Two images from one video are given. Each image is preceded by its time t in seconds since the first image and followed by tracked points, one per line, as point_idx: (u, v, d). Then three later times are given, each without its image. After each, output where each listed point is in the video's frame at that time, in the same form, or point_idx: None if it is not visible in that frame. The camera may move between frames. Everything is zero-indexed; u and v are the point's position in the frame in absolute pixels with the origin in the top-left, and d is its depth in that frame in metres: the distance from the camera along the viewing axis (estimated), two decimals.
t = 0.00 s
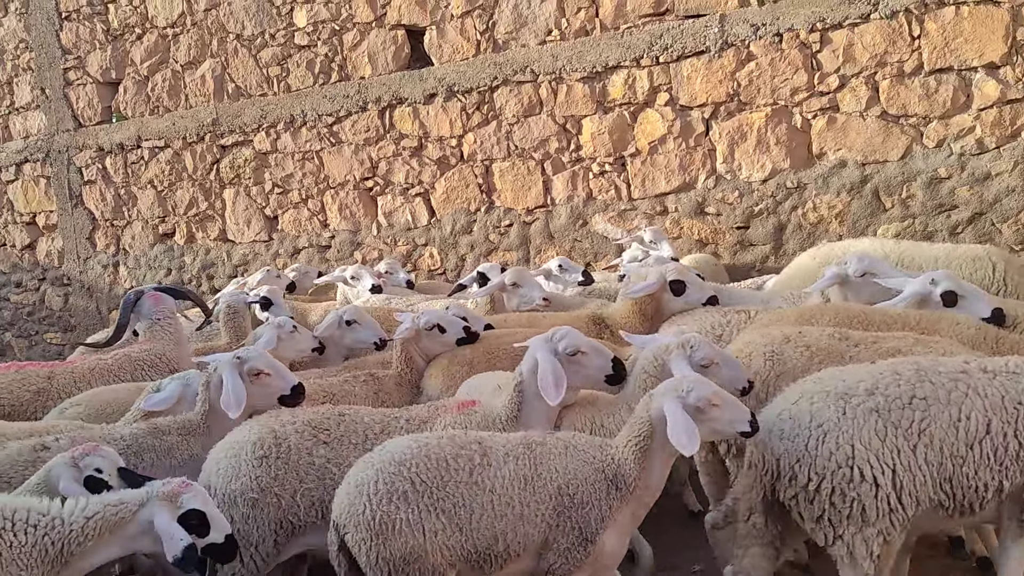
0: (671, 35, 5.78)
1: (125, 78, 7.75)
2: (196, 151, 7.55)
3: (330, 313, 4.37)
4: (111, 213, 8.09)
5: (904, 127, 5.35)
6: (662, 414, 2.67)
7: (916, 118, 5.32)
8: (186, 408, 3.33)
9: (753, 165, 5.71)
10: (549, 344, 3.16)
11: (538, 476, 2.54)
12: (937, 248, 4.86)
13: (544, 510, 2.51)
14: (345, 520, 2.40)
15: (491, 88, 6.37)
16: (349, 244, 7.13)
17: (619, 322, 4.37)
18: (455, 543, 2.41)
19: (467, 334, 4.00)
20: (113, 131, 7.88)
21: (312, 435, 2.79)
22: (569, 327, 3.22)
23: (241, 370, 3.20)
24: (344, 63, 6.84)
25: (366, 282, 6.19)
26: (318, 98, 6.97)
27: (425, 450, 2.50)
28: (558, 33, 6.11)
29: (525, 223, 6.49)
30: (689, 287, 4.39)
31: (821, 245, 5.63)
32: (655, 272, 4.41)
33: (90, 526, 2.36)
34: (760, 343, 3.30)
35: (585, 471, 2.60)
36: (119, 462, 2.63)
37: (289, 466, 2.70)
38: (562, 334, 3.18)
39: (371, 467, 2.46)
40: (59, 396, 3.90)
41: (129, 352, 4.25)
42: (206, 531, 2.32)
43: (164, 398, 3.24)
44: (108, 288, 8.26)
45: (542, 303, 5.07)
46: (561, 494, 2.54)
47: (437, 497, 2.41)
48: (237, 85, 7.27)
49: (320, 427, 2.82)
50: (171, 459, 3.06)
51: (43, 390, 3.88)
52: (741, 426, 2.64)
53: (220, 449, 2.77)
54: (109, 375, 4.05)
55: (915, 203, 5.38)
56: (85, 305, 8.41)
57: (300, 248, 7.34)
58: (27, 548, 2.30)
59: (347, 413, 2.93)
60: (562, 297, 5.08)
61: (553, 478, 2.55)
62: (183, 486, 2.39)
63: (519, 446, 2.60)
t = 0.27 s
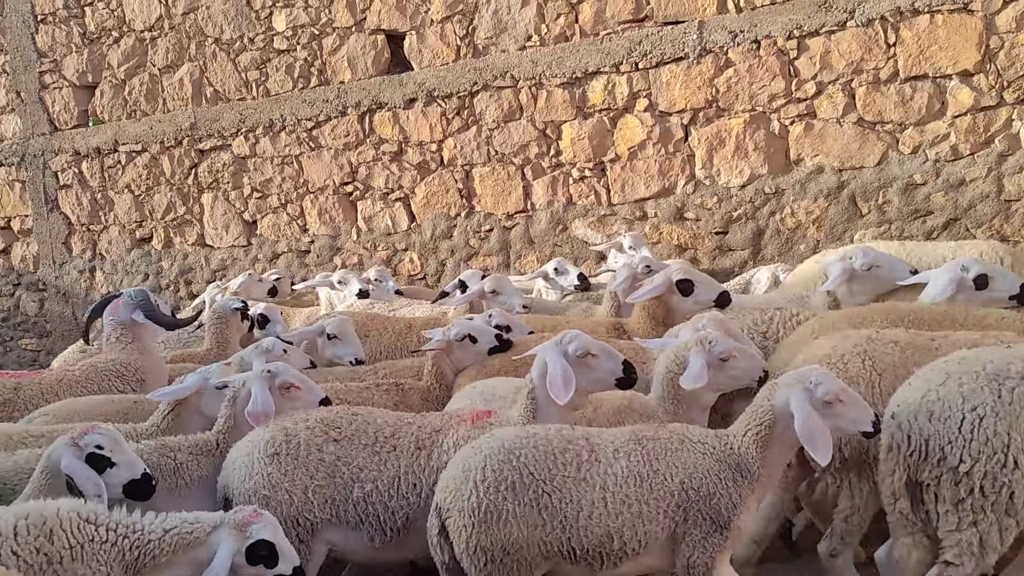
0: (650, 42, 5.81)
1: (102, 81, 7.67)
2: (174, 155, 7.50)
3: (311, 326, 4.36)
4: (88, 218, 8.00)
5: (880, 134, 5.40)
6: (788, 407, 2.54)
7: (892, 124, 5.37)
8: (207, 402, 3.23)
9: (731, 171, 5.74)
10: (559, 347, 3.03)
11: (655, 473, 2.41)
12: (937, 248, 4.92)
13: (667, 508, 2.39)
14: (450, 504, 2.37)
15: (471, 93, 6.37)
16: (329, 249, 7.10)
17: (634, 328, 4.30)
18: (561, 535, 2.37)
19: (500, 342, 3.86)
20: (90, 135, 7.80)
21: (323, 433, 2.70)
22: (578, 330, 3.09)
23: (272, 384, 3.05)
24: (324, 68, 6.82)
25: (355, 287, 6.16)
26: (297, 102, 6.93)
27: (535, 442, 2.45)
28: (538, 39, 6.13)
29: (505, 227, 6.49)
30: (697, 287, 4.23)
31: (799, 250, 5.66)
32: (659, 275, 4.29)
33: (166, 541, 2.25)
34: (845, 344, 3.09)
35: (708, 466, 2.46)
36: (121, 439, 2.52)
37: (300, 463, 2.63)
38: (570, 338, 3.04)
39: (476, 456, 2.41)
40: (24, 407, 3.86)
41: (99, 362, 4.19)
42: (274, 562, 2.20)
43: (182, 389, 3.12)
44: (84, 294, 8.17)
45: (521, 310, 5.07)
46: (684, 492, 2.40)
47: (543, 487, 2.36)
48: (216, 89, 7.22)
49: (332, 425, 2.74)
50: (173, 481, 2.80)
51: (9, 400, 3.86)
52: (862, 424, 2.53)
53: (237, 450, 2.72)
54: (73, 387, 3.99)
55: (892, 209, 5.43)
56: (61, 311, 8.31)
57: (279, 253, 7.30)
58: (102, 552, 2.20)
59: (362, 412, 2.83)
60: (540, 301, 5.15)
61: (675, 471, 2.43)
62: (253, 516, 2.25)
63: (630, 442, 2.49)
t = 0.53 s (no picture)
0: (631, 44, 5.82)
1: (78, 81, 7.58)
2: (152, 157, 7.43)
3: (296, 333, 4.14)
4: (64, 219, 7.91)
5: (858, 137, 5.44)
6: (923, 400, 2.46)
7: (869, 128, 5.41)
8: (226, 396, 3.19)
9: (711, 174, 5.77)
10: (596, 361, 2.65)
11: (754, 454, 2.42)
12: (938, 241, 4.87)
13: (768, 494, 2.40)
14: (552, 501, 2.35)
15: (451, 95, 6.36)
16: (309, 251, 7.06)
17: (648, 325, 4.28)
18: (664, 527, 2.35)
19: (547, 347, 3.71)
20: (66, 136, 7.71)
21: (344, 439, 2.62)
22: (618, 342, 2.68)
23: (304, 393, 2.92)
24: (304, 69, 6.78)
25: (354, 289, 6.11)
26: (276, 104, 6.89)
27: (633, 433, 2.44)
28: (519, 41, 6.13)
29: (486, 230, 6.48)
30: (720, 285, 4.18)
31: (778, 252, 5.70)
32: (681, 270, 4.25)
33: (249, 534, 2.23)
34: (938, 330, 3.03)
35: (803, 450, 2.46)
36: (150, 441, 2.48)
37: (320, 470, 2.56)
38: (610, 351, 2.65)
39: (580, 450, 2.41)
40: None
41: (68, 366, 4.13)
42: (362, 536, 2.18)
43: (201, 386, 3.09)
44: (60, 296, 8.07)
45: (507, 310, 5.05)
46: (784, 469, 2.42)
47: (647, 480, 2.35)
48: (194, 90, 7.16)
49: (353, 431, 2.65)
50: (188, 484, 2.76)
51: None
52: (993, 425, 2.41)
53: (256, 453, 2.67)
54: (42, 394, 3.91)
55: (869, 212, 5.47)
56: (36, 314, 8.21)
57: (259, 255, 7.26)
58: (187, 552, 2.17)
59: (387, 417, 2.73)
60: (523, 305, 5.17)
61: (772, 457, 2.43)
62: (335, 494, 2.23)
63: (731, 425, 2.48)
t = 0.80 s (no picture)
0: (611, 45, 5.83)
1: (54, 79, 7.49)
2: (129, 155, 7.35)
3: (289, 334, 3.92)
4: (39, 218, 7.81)
5: (837, 138, 5.48)
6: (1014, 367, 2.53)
7: (848, 130, 5.45)
8: (242, 391, 3.16)
9: (691, 174, 5.79)
10: (651, 354, 2.53)
11: (868, 443, 2.40)
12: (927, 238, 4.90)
13: (874, 479, 2.38)
14: (665, 495, 2.31)
15: (432, 95, 6.34)
16: (288, 251, 7.02)
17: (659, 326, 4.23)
18: (790, 514, 2.29)
19: (593, 340, 3.32)
20: (41, 134, 7.61)
21: (371, 454, 2.44)
22: (674, 336, 2.57)
23: (340, 396, 2.86)
24: (283, 67, 6.74)
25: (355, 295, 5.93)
26: (256, 102, 6.84)
27: (746, 419, 2.39)
28: (500, 41, 6.12)
29: (467, 230, 6.46)
30: (729, 279, 4.19)
31: (758, 253, 5.72)
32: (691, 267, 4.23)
33: (348, 532, 2.11)
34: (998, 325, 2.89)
35: (908, 438, 2.46)
36: (195, 441, 2.43)
37: (343, 487, 2.40)
38: (666, 346, 2.53)
39: (689, 437, 2.36)
40: None
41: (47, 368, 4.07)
42: (457, 544, 2.04)
43: (218, 372, 3.10)
44: (35, 296, 7.97)
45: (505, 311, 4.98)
46: (895, 460, 2.41)
47: (769, 468, 2.29)
48: (172, 88, 7.10)
49: (381, 445, 2.47)
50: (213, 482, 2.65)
51: None
52: None
53: (286, 463, 2.51)
54: (17, 395, 3.85)
55: (848, 213, 5.51)
56: (11, 314, 8.10)
57: (238, 255, 7.20)
58: (290, 548, 2.09)
59: (419, 430, 2.56)
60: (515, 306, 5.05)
61: (884, 444, 2.42)
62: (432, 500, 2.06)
63: (841, 411, 2.46)
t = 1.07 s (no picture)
0: (594, 42, 5.82)
1: (31, 73, 7.39)
2: (108, 150, 7.27)
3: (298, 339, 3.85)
4: (16, 214, 7.71)
5: (818, 136, 5.50)
6: None
7: (828, 127, 5.47)
8: (302, 397, 3.10)
9: (673, 172, 5.79)
10: (714, 348, 2.47)
11: (973, 427, 2.29)
12: (909, 233, 4.93)
13: (964, 473, 2.26)
14: (756, 472, 2.27)
15: (414, 91, 6.31)
16: (269, 247, 6.97)
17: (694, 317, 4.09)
18: (891, 497, 2.23)
19: (649, 327, 3.42)
20: (18, 128, 7.51)
21: (422, 452, 2.32)
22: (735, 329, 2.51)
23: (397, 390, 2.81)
24: (264, 63, 6.69)
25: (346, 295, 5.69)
26: (236, 97, 6.78)
27: (845, 402, 2.33)
28: (482, 37, 6.10)
29: (448, 226, 6.44)
30: (768, 273, 4.08)
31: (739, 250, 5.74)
32: (727, 259, 4.13)
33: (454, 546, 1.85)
34: None
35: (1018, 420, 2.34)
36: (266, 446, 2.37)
37: (399, 488, 2.26)
38: (728, 338, 2.46)
39: (784, 421, 2.31)
40: None
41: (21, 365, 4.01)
42: None
43: (283, 385, 3.01)
44: (11, 292, 7.87)
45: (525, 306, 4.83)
46: (1000, 445, 2.30)
47: (868, 454, 2.23)
48: (151, 83, 7.03)
49: (432, 442, 2.35)
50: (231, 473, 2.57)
51: None
52: None
53: (333, 459, 2.39)
54: None
55: (828, 211, 5.53)
56: None
57: (218, 251, 7.15)
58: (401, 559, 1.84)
59: (470, 425, 2.44)
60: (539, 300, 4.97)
61: (991, 428, 2.31)
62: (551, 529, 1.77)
63: (949, 393, 2.36)
